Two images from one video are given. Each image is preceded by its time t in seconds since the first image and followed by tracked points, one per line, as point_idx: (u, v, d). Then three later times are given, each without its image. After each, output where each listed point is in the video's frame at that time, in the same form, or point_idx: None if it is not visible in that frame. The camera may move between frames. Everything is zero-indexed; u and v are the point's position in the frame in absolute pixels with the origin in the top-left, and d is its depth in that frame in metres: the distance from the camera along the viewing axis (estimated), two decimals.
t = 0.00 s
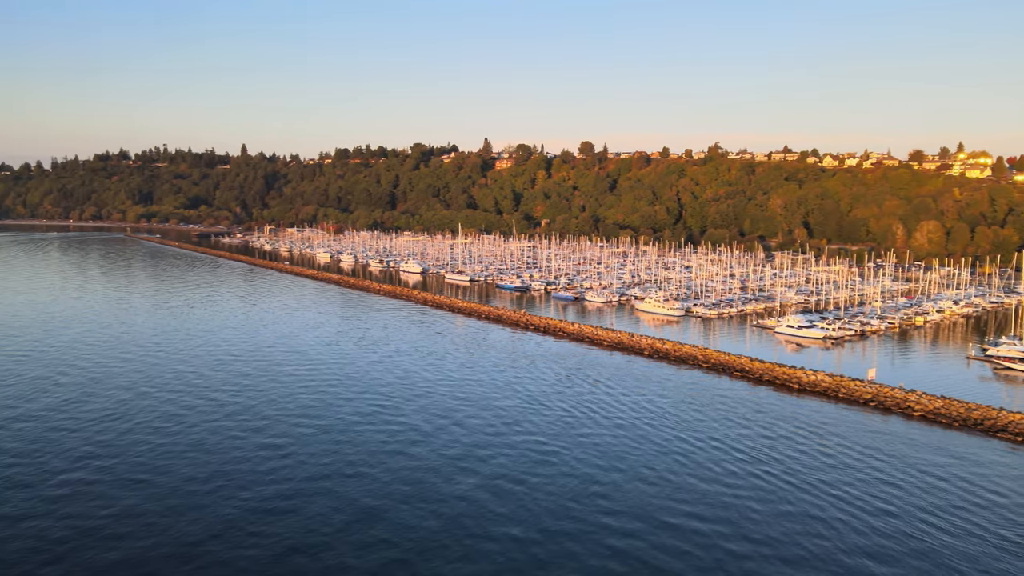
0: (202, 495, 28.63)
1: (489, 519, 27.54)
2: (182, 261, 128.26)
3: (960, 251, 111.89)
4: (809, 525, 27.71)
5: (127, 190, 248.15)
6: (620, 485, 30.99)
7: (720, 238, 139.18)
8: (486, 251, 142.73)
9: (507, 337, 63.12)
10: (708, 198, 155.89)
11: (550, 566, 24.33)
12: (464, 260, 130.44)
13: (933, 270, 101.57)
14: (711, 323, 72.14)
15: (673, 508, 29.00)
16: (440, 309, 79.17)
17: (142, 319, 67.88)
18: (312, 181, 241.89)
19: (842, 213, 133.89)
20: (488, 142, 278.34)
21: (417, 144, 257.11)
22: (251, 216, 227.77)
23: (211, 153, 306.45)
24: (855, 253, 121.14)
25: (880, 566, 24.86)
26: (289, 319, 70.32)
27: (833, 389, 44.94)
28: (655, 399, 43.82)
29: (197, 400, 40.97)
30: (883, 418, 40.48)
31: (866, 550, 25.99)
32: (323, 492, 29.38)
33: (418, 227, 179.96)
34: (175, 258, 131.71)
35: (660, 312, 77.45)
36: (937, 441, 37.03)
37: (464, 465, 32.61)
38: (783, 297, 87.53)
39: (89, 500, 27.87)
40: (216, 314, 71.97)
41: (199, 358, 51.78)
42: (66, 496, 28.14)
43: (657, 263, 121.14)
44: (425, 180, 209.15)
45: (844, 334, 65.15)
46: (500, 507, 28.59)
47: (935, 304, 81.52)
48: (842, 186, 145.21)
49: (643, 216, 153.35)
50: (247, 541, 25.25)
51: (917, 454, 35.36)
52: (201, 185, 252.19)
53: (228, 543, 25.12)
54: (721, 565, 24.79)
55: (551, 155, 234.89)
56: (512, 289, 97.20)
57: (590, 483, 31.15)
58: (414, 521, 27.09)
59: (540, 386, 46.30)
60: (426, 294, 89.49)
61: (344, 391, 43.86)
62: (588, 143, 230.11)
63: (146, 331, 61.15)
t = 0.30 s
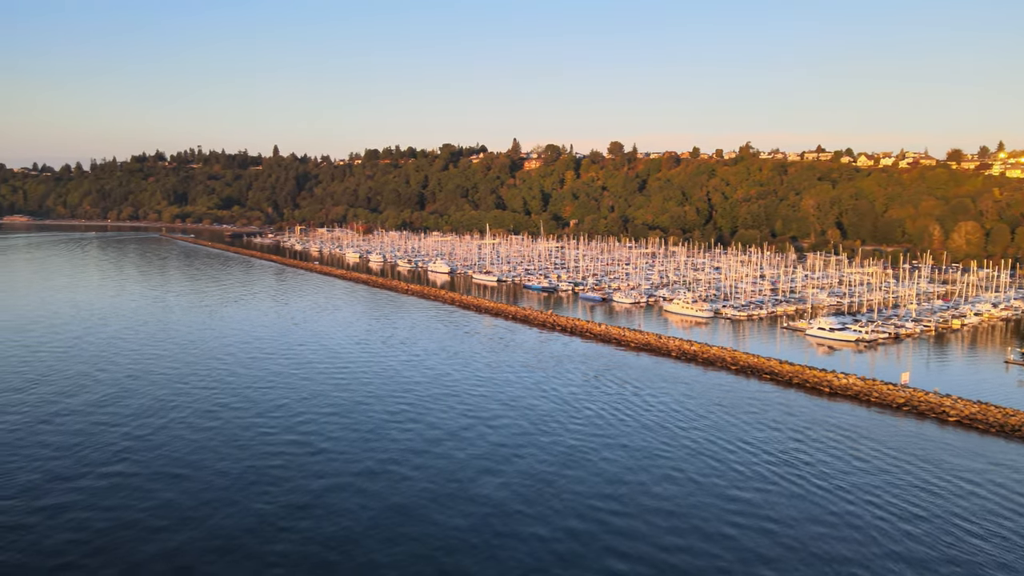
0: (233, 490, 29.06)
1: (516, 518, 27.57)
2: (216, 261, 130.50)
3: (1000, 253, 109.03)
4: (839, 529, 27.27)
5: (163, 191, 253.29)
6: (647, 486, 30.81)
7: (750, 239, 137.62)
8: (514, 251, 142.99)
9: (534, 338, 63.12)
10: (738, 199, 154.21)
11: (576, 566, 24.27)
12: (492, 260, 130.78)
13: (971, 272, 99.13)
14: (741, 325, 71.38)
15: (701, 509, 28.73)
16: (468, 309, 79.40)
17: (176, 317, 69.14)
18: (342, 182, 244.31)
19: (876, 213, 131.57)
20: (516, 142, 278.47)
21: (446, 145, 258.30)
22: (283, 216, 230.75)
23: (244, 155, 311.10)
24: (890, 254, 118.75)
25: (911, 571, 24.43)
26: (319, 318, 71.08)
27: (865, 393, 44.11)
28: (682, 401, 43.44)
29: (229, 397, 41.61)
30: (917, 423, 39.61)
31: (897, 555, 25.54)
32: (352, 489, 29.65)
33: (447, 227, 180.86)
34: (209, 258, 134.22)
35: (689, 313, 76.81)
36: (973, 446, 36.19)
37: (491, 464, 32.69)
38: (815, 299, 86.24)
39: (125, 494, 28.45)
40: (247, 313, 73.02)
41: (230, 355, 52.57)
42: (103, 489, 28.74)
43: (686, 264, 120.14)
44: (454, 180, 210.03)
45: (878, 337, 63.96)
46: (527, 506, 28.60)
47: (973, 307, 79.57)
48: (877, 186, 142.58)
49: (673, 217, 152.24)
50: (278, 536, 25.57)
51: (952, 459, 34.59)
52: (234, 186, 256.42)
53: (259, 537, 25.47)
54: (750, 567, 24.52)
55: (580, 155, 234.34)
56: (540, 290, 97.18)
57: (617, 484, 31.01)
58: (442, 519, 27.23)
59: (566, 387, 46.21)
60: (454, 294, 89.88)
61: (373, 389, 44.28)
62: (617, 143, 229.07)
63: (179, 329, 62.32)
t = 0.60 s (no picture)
0: (265, 486, 29.51)
1: (543, 518, 27.54)
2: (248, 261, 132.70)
3: None
4: (871, 534, 26.85)
5: (198, 191, 258.16)
6: (675, 488, 30.63)
7: (782, 240, 135.84)
8: (542, 251, 143.07)
9: (562, 339, 63.07)
10: (770, 199, 152.23)
11: (602, 566, 24.25)
12: (520, 260, 131.00)
13: (1011, 275, 96.61)
14: (771, 327, 70.52)
15: (729, 513, 28.46)
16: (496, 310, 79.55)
17: (209, 315, 70.48)
18: (372, 183, 246.46)
19: (912, 214, 128.83)
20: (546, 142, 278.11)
21: (475, 145, 259.07)
22: (314, 216, 233.43)
23: (276, 156, 315.41)
24: (927, 256, 116.21)
25: None
26: (348, 317, 71.84)
27: (898, 397, 43.28)
28: (710, 404, 43.03)
29: (260, 395, 42.25)
30: (953, 429, 38.74)
31: (931, 561, 25.06)
32: (380, 487, 29.85)
33: (475, 227, 181.56)
34: (242, 258, 136.61)
35: (718, 315, 76.13)
36: (1011, 452, 35.34)
37: (518, 464, 32.75)
38: (848, 301, 84.79)
39: (159, 488, 29.04)
40: (279, 312, 74.08)
41: (261, 354, 53.37)
42: (138, 483, 29.35)
43: (715, 265, 119.04)
44: (482, 180, 210.61)
45: (913, 340, 62.70)
46: (554, 506, 28.60)
47: (1013, 310, 77.55)
48: (914, 186, 139.63)
49: (703, 217, 150.89)
50: (308, 532, 25.91)
51: (989, 465, 33.80)
52: (267, 186, 260.42)
53: (290, 532, 25.82)
54: (778, 570, 24.28)
55: (610, 155, 233.41)
56: (568, 291, 97.06)
57: (644, 486, 30.82)
58: (470, 518, 27.36)
59: (593, 388, 46.08)
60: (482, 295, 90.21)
61: (401, 388, 44.66)
62: (647, 144, 227.69)
63: (212, 328, 63.52)
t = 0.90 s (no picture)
0: (298, 482, 29.90)
1: (573, 517, 27.54)
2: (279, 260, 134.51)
3: None
4: (904, 539, 26.41)
5: (231, 192, 262.37)
6: (704, 490, 30.42)
7: (815, 241, 133.79)
8: (570, 252, 142.73)
9: (589, 339, 62.91)
10: (803, 199, 149.96)
11: (630, 567, 24.19)
12: (548, 261, 130.90)
13: None
14: (802, 329, 69.53)
15: (759, 515, 28.16)
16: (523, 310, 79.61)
17: (241, 314, 71.60)
18: (402, 183, 248.19)
19: (951, 214, 125.89)
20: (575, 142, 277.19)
21: (504, 145, 259.33)
22: (344, 217, 235.83)
23: (307, 157, 319.27)
24: (966, 257, 113.49)
25: None
26: (376, 317, 72.46)
27: (934, 402, 42.34)
28: (739, 406, 42.52)
29: (292, 392, 42.80)
30: (991, 434, 37.82)
31: (967, 567, 24.55)
32: (411, 484, 30.08)
33: (503, 227, 181.86)
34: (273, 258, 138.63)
35: (747, 317, 75.23)
36: None
37: (548, 464, 32.76)
38: (883, 303, 83.25)
39: (195, 482, 29.56)
40: (309, 311, 75.00)
41: (291, 352, 54.09)
42: (175, 477, 29.94)
43: (746, 266, 117.66)
44: (511, 180, 210.72)
45: (949, 343, 61.36)
46: (584, 506, 28.54)
47: None
48: (952, 186, 136.45)
49: (734, 218, 149.21)
50: (340, 527, 26.19)
51: None
52: (298, 187, 263.72)
53: (323, 527, 26.15)
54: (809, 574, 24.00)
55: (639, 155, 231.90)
56: (596, 291, 96.72)
57: (672, 487, 30.64)
58: (499, 517, 27.44)
59: (621, 389, 45.84)
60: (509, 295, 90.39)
61: (429, 387, 44.91)
62: (677, 143, 225.82)
63: (244, 326, 64.59)
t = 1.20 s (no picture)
0: (327, 478, 30.30)
1: (602, 518, 27.46)
2: (310, 260, 135.98)
3: None
4: (937, 545, 25.96)
5: (263, 192, 266.26)
6: (732, 493, 30.15)
7: (849, 242, 131.55)
8: (599, 252, 142.26)
9: (617, 341, 62.63)
10: (837, 199, 147.48)
11: (656, 567, 24.19)
12: (576, 261, 130.60)
13: None
14: (834, 332, 68.37)
15: (787, 519, 27.89)
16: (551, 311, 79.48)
17: (272, 313, 72.58)
18: (431, 183, 249.46)
19: (991, 215, 122.77)
20: (604, 143, 275.79)
21: (533, 146, 259.27)
22: (374, 217, 237.80)
23: (338, 158, 322.55)
24: (1007, 259, 110.52)
25: None
26: (405, 317, 72.91)
27: (970, 407, 41.37)
28: (768, 409, 41.98)
29: (320, 390, 43.35)
30: None
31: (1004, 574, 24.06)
32: (439, 483, 30.24)
33: (532, 228, 181.90)
34: (304, 258, 140.46)
35: (778, 319, 74.22)
36: None
37: (576, 465, 32.69)
38: (918, 305, 81.57)
39: (227, 477, 30.04)
40: (339, 311, 75.72)
41: (320, 351, 54.70)
42: (208, 472, 30.46)
43: (777, 267, 116.20)
44: (540, 181, 210.49)
45: (987, 347, 59.92)
46: (613, 508, 28.42)
47: None
48: (993, 186, 133.10)
49: (765, 218, 147.32)
50: (370, 524, 26.45)
51: None
52: (329, 188, 266.58)
53: (353, 523, 26.42)
54: None
55: (669, 155, 230.10)
56: (624, 292, 96.21)
57: (697, 489, 30.47)
58: (527, 516, 27.47)
59: (647, 390, 45.60)
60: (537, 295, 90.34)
61: (455, 387, 45.15)
62: (707, 143, 223.58)
63: (274, 325, 65.48)
